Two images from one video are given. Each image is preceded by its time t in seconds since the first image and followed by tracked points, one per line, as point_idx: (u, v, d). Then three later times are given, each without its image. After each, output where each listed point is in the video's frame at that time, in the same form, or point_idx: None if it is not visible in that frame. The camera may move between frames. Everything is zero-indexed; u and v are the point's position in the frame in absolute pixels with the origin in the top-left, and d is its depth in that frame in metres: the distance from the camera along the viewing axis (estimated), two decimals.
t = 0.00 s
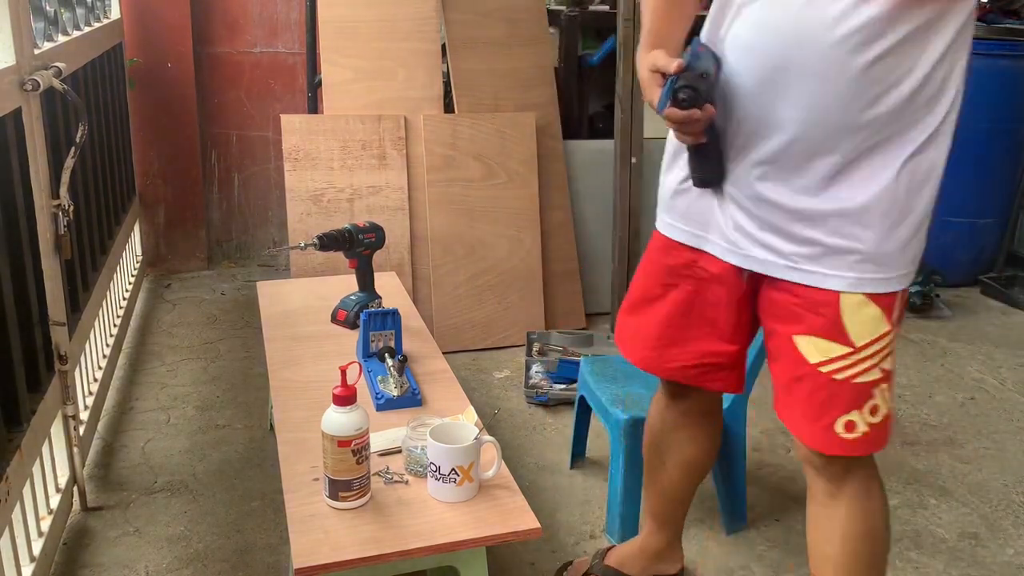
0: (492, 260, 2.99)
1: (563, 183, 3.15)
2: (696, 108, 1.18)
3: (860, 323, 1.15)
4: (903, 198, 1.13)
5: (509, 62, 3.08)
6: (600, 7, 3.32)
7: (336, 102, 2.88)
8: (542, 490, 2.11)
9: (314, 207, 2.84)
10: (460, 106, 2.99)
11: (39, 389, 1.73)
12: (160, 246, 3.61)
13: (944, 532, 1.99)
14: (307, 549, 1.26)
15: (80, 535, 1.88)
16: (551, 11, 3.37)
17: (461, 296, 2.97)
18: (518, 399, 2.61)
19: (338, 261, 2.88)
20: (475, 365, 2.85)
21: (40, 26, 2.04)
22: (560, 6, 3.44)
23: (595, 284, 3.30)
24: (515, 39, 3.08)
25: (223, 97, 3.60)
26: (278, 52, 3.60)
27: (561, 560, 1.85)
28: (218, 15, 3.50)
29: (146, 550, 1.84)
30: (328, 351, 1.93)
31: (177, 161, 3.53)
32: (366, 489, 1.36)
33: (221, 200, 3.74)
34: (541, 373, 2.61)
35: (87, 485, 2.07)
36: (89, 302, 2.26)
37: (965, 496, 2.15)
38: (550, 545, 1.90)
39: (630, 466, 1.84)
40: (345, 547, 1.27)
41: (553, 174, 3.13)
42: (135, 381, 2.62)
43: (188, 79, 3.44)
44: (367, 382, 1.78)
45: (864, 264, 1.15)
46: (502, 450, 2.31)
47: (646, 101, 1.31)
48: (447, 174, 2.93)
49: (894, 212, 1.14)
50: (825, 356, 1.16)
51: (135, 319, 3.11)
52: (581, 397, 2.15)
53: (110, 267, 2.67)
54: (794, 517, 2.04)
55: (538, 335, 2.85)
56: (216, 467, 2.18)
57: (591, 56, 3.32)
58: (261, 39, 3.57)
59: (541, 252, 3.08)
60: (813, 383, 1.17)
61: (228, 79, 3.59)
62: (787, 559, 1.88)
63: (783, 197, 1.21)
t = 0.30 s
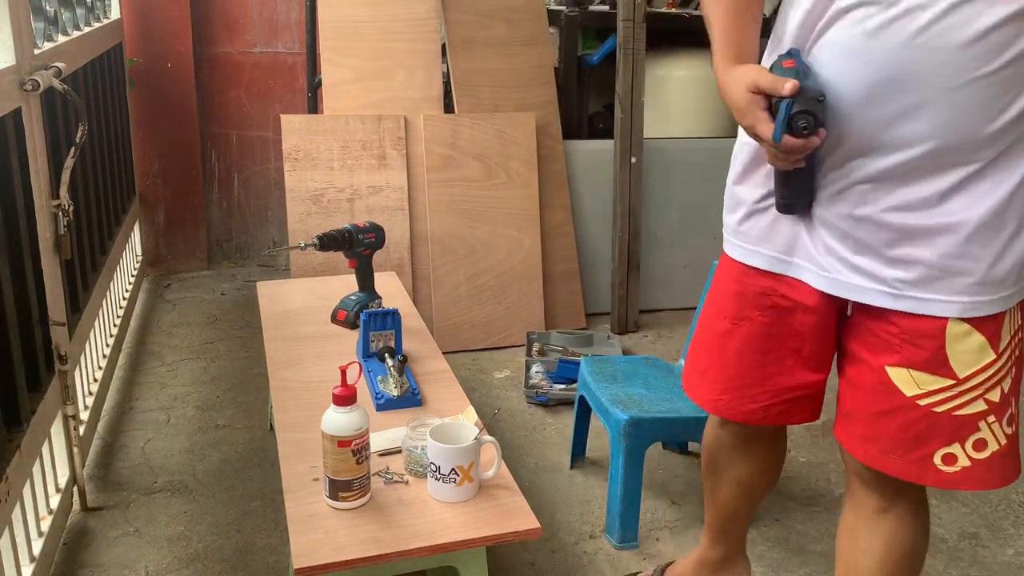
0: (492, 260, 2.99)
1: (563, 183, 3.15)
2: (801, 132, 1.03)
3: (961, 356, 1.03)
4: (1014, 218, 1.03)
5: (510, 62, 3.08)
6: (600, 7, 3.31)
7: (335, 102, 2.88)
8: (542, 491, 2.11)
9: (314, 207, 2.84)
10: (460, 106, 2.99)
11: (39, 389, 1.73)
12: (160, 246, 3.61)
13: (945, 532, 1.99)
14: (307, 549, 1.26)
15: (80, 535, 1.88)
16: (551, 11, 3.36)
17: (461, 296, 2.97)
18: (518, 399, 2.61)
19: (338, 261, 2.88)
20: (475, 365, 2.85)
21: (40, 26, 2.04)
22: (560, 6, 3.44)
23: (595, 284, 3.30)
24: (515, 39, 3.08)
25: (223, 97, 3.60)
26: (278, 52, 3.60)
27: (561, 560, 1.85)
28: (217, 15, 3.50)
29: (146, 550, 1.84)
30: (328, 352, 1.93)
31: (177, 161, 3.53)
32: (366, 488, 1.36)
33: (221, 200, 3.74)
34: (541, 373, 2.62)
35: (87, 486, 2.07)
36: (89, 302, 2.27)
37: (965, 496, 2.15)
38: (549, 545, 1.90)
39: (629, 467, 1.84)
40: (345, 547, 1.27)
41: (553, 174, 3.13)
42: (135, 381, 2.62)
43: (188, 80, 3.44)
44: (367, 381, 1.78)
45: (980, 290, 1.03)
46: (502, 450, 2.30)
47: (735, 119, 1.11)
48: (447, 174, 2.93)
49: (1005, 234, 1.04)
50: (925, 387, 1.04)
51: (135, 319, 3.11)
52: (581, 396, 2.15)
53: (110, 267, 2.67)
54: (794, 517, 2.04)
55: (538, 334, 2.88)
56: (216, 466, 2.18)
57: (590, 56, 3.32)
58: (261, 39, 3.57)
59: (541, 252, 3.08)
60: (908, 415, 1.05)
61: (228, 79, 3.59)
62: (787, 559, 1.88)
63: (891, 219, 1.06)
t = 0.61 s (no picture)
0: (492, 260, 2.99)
1: (563, 183, 3.15)
2: (604, 21, 1.62)
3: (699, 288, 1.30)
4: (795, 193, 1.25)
5: (510, 62, 3.08)
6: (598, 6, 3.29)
7: (335, 102, 2.88)
8: (542, 491, 2.11)
9: (314, 207, 2.83)
10: (460, 106, 2.99)
11: (39, 389, 1.73)
12: (160, 246, 3.61)
13: (945, 532, 1.99)
14: (307, 549, 1.26)
15: (80, 535, 1.88)
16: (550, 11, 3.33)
17: (461, 296, 2.97)
18: (518, 399, 2.60)
19: (338, 261, 2.88)
20: (475, 365, 2.85)
21: (40, 26, 2.04)
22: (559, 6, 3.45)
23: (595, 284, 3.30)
24: (515, 39, 3.08)
25: (223, 97, 3.60)
26: (278, 52, 3.60)
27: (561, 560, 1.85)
28: (217, 15, 3.50)
29: (146, 550, 1.84)
30: (328, 352, 1.93)
31: (177, 161, 3.53)
32: (366, 489, 1.36)
33: (221, 200, 3.74)
34: (541, 373, 2.60)
35: (87, 486, 2.07)
36: (89, 303, 2.26)
37: (965, 496, 2.14)
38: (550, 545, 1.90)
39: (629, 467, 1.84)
40: (345, 547, 1.27)
41: (553, 174, 3.13)
42: (135, 381, 2.62)
43: (187, 80, 3.44)
44: (367, 381, 1.78)
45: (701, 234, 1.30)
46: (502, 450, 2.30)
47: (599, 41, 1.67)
48: (447, 174, 2.93)
49: (725, 197, 1.28)
50: (671, 316, 1.34)
51: (135, 319, 3.11)
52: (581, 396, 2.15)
53: (110, 267, 2.67)
54: (793, 517, 2.04)
55: (538, 334, 2.81)
56: (216, 467, 2.18)
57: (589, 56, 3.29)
58: (261, 39, 3.57)
59: (541, 252, 3.08)
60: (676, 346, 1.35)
61: (228, 79, 3.58)
62: (787, 559, 1.88)
63: (683, 170, 1.32)
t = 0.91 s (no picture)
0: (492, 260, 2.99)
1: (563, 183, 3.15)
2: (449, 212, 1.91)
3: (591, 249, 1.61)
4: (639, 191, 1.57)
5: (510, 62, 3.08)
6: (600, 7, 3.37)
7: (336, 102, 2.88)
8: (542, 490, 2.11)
9: (314, 207, 2.83)
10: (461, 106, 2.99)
11: (40, 389, 1.73)
12: (160, 246, 3.61)
13: (944, 532, 1.99)
14: (307, 549, 1.26)
15: (80, 535, 1.88)
16: (551, 11, 3.38)
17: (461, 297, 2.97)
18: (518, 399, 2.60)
19: (339, 261, 2.88)
20: (475, 365, 2.85)
21: (40, 26, 2.03)
22: (560, 6, 3.46)
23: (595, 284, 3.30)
24: (515, 39, 3.09)
25: (224, 97, 3.60)
26: (278, 52, 3.60)
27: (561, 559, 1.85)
28: (217, 15, 3.50)
29: (146, 550, 1.84)
30: (329, 352, 1.93)
31: (178, 161, 3.53)
32: (366, 489, 1.36)
33: (221, 200, 3.74)
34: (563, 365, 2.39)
35: (87, 486, 2.07)
36: (89, 302, 2.26)
37: (965, 496, 2.15)
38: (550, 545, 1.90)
39: (628, 467, 1.85)
40: (345, 547, 1.27)
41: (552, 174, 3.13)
42: (135, 381, 2.62)
43: (188, 80, 3.44)
44: (367, 381, 1.78)
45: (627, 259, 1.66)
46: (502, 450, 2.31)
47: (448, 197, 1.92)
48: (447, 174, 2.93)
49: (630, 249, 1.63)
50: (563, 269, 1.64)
51: (135, 319, 3.11)
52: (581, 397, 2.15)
53: (111, 267, 2.67)
54: (793, 517, 2.04)
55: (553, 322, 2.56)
56: (216, 467, 2.18)
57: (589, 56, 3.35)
58: (261, 39, 3.57)
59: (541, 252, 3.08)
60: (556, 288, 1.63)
61: (228, 79, 3.59)
62: (787, 559, 1.88)
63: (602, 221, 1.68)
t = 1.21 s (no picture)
0: (492, 260, 2.99)
1: (563, 182, 3.15)
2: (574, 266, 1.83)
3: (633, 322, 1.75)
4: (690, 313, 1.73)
5: (510, 62, 3.09)
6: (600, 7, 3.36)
7: (336, 102, 2.88)
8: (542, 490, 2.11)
9: (314, 207, 2.83)
10: (461, 106, 3.00)
11: (39, 389, 1.73)
12: (160, 246, 3.61)
13: (944, 532, 1.99)
14: (307, 549, 1.26)
15: (79, 535, 1.88)
16: (551, 11, 3.39)
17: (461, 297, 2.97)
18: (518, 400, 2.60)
19: (338, 261, 2.88)
20: (475, 365, 2.85)
21: (40, 26, 2.03)
22: (560, 6, 3.47)
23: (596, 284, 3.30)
24: (515, 39, 3.09)
25: (223, 97, 3.60)
26: (278, 52, 3.60)
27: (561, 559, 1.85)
28: (217, 14, 3.50)
29: (146, 550, 1.84)
30: (329, 351, 1.93)
31: (178, 160, 3.53)
32: (366, 489, 1.36)
33: (221, 200, 3.74)
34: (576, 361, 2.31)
35: (87, 485, 2.07)
36: (89, 302, 2.26)
37: (964, 496, 2.15)
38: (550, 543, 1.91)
39: (628, 468, 1.85)
40: (346, 547, 1.27)
41: (552, 174, 3.13)
42: (136, 381, 2.62)
43: (188, 80, 3.44)
44: (367, 381, 1.78)
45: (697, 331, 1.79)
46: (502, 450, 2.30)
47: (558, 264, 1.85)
48: (447, 174, 2.93)
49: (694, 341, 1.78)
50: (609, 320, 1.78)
51: (135, 319, 3.11)
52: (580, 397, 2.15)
53: (111, 267, 2.67)
54: (793, 517, 2.04)
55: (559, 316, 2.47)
56: (215, 467, 2.18)
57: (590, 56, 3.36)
58: (261, 39, 3.57)
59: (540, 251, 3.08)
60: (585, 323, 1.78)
61: (228, 79, 3.59)
62: (787, 558, 1.88)
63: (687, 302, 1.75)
